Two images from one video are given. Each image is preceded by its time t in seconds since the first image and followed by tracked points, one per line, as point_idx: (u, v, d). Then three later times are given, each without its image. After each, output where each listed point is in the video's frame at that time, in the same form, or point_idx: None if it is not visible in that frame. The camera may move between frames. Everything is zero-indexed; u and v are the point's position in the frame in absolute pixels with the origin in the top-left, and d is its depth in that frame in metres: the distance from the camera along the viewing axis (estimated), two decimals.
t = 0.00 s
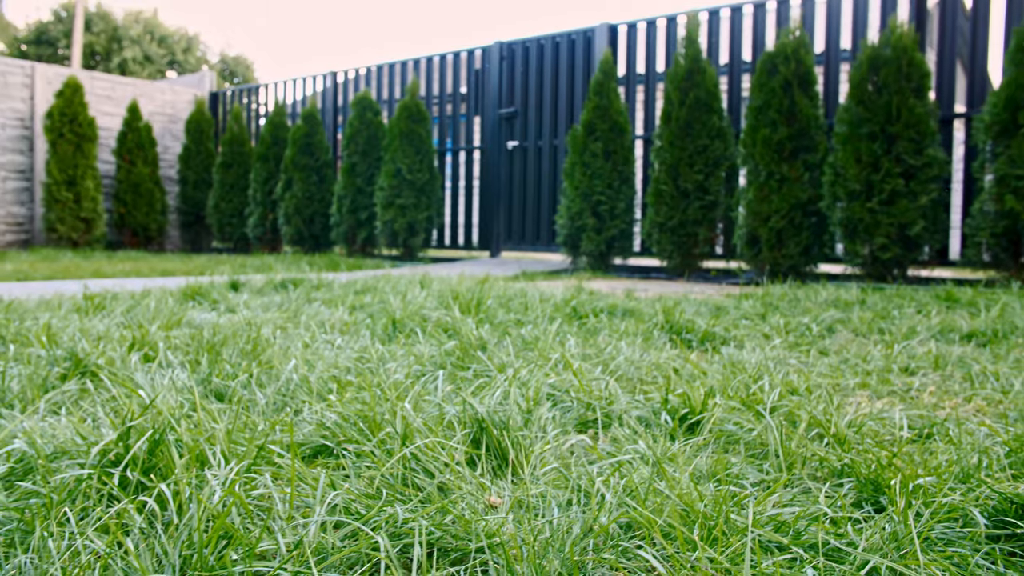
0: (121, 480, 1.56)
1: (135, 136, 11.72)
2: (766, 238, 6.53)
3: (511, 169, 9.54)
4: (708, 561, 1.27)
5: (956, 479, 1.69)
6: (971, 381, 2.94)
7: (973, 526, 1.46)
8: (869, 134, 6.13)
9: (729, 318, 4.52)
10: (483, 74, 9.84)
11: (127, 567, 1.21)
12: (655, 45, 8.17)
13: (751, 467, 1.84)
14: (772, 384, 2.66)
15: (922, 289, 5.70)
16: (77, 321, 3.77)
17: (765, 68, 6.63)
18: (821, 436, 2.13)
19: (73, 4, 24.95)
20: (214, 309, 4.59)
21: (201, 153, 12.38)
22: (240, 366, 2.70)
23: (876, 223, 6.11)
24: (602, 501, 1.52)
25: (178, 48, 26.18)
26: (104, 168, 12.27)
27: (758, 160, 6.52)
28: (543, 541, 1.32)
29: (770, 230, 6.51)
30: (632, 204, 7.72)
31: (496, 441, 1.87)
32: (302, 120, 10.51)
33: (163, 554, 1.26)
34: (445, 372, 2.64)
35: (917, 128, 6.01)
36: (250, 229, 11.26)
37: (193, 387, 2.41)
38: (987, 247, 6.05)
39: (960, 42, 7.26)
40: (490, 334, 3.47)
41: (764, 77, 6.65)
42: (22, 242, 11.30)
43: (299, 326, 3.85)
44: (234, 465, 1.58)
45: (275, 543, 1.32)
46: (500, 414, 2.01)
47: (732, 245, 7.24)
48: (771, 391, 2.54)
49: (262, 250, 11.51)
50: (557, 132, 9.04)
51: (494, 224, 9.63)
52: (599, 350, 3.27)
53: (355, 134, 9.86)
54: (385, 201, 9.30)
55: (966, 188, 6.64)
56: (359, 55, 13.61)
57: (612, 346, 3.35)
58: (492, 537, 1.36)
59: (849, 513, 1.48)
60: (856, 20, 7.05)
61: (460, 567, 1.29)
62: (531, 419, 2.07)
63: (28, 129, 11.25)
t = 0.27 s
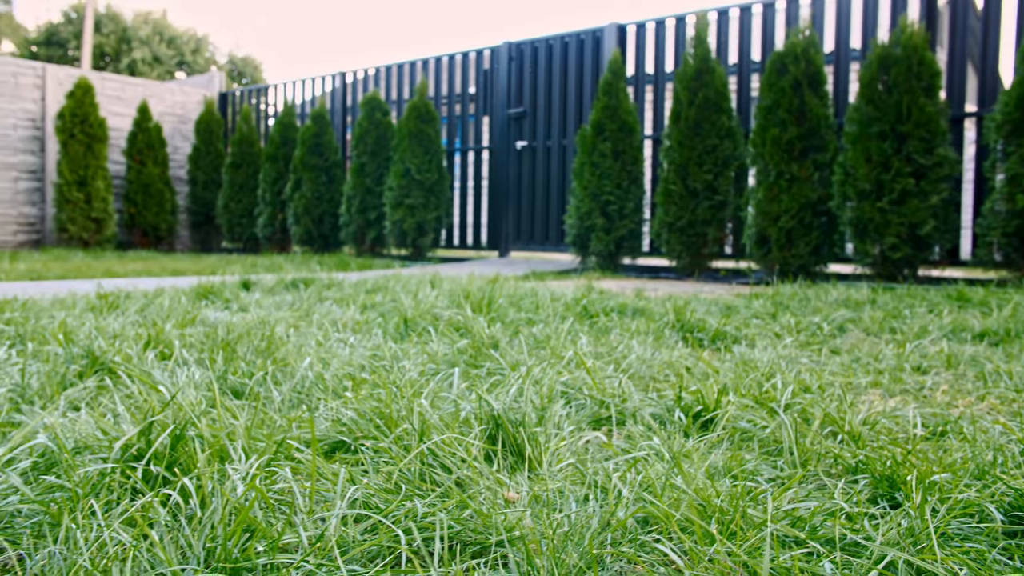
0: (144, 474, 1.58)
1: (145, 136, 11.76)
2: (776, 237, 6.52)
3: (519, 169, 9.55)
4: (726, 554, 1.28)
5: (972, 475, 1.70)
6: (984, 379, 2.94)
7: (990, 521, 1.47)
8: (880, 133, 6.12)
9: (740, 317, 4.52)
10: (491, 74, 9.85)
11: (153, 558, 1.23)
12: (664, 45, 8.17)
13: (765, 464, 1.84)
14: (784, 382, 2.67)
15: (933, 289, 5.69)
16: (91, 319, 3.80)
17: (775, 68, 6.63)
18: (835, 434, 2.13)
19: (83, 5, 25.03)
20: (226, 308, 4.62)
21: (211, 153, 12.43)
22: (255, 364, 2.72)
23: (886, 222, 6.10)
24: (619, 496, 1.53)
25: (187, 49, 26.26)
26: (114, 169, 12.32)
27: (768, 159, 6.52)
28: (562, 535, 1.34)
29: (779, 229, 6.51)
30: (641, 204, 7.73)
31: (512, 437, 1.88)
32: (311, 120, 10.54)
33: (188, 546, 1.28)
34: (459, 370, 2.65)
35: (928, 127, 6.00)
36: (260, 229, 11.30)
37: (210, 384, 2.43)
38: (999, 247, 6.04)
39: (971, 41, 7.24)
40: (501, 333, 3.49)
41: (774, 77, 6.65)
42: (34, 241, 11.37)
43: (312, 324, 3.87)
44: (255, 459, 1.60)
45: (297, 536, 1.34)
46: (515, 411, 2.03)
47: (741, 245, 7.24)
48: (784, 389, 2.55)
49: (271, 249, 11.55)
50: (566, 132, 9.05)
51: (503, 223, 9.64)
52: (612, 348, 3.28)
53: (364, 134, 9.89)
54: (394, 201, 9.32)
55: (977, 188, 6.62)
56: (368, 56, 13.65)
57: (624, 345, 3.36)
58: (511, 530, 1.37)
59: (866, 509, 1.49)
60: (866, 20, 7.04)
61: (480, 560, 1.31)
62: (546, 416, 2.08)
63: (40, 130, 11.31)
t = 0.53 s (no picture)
0: (166, 469, 1.61)
1: (157, 136, 11.82)
2: (788, 237, 6.51)
3: (530, 168, 9.55)
4: (745, 549, 1.29)
5: (989, 473, 1.70)
6: (999, 379, 2.93)
7: (1008, 518, 1.47)
8: (893, 132, 6.10)
9: (752, 316, 4.52)
10: (502, 74, 9.86)
11: (178, 551, 1.25)
12: (675, 44, 8.17)
13: (781, 461, 1.85)
14: (799, 381, 2.68)
15: (946, 288, 5.67)
16: (107, 318, 3.83)
17: (786, 67, 6.62)
18: (851, 432, 2.14)
19: (95, 7, 25.11)
20: (240, 307, 4.64)
21: (222, 154, 12.48)
22: (271, 362, 2.74)
23: (899, 221, 6.08)
24: (637, 492, 1.54)
25: (198, 50, 26.35)
26: (127, 169, 12.38)
27: (780, 159, 6.51)
28: (582, 530, 1.35)
29: (791, 229, 6.50)
30: (652, 203, 7.72)
31: (529, 434, 1.89)
32: (322, 120, 10.57)
33: (212, 540, 1.30)
34: (473, 368, 2.66)
35: (941, 126, 5.97)
36: (271, 229, 11.35)
37: (227, 381, 2.45)
38: (1013, 246, 6.01)
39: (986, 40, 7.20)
40: (515, 331, 3.50)
41: (785, 76, 6.63)
42: (47, 242, 11.44)
43: (326, 323, 3.89)
44: (276, 455, 1.62)
45: (319, 531, 1.35)
46: (531, 408, 2.04)
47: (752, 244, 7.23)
48: (799, 387, 2.55)
49: (282, 250, 11.59)
50: (576, 131, 9.05)
51: (514, 223, 9.65)
52: (625, 347, 3.28)
53: (375, 134, 9.92)
54: (405, 201, 9.35)
55: (991, 187, 6.60)
56: (378, 57, 13.68)
57: (637, 344, 3.37)
58: (531, 525, 1.39)
59: (884, 506, 1.49)
60: (878, 19, 7.02)
61: (500, 554, 1.32)
62: (562, 414, 2.09)
63: (53, 131, 11.38)
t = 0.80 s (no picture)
0: (184, 465, 1.63)
1: (168, 137, 11.87)
2: (799, 236, 6.50)
3: (540, 168, 9.55)
4: (761, 544, 1.29)
5: (1006, 471, 1.69)
6: (1013, 378, 2.92)
7: None
8: (904, 131, 6.08)
9: (764, 316, 4.51)
10: (512, 74, 9.86)
11: (198, 545, 1.26)
12: (685, 43, 8.16)
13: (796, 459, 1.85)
14: (812, 379, 2.68)
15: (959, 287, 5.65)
16: (121, 317, 3.85)
17: (797, 66, 6.60)
18: (865, 429, 2.13)
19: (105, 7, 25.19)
20: (252, 305, 4.66)
21: (233, 154, 12.52)
22: (284, 360, 2.75)
23: (911, 221, 6.06)
24: (652, 488, 1.55)
25: (208, 51, 26.43)
26: (138, 169, 12.44)
27: (791, 158, 6.49)
28: (599, 525, 1.35)
29: (802, 228, 6.48)
30: (662, 203, 7.72)
31: (543, 431, 1.90)
32: (332, 120, 10.60)
33: (230, 535, 1.31)
34: (486, 366, 2.67)
35: (954, 125, 5.94)
36: (281, 229, 11.39)
37: (241, 379, 2.47)
38: None
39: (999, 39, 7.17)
40: (526, 330, 3.50)
41: (796, 75, 6.61)
42: (59, 242, 11.50)
43: (338, 321, 3.90)
44: (292, 451, 1.63)
45: (336, 526, 1.36)
46: (545, 405, 2.04)
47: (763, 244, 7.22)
48: (812, 385, 2.55)
49: (293, 249, 11.63)
50: (586, 131, 9.05)
51: (524, 223, 9.64)
52: (637, 346, 3.28)
53: (385, 134, 9.93)
54: (415, 200, 9.37)
55: (1004, 187, 6.56)
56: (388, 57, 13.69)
57: (649, 343, 3.37)
58: (548, 521, 1.39)
59: (900, 503, 1.49)
60: (890, 18, 7.00)
61: (517, 549, 1.33)
62: (576, 411, 2.09)
63: (65, 131, 11.45)
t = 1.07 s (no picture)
0: (203, 457, 1.64)
1: (181, 136, 11.92)
2: (812, 235, 6.48)
3: (552, 167, 9.54)
4: (778, 536, 1.29)
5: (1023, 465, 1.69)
6: None
7: None
8: (918, 130, 6.05)
9: (777, 314, 4.50)
10: (524, 73, 9.86)
11: (219, 536, 1.27)
12: (698, 42, 8.15)
13: (811, 454, 1.85)
14: (827, 376, 2.67)
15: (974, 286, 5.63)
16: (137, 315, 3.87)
17: (810, 65, 6.58)
18: (881, 425, 2.13)
19: (119, 8, 25.31)
20: (266, 303, 4.68)
21: (246, 153, 12.57)
22: (300, 356, 2.76)
23: (925, 220, 6.04)
24: (669, 481, 1.55)
25: (220, 52, 26.53)
26: (151, 168, 12.50)
27: (804, 157, 6.47)
28: (616, 517, 1.36)
29: (815, 228, 6.47)
30: (675, 202, 7.70)
31: (559, 426, 1.90)
32: (345, 120, 10.62)
33: (250, 525, 1.32)
34: (500, 363, 2.67)
35: (968, 123, 5.90)
36: (293, 229, 11.43)
37: (257, 374, 2.48)
38: None
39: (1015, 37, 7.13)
40: (539, 327, 3.51)
41: (810, 74, 6.58)
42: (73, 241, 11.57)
43: (352, 319, 3.92)
44: (310, 444, 1.64)
45: (355, 517, 1.37)
46: (561, 400, 2.05)
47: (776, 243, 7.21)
48: (827, 381, 2.55)
49: (305, 249, 11.67)
50: (599, 130, 9.04)
51: (536, 223, 9.63)
52: (651, 344, 3.28)
53: (397, 134, 9.95)
54: (427, 200, 9.39)
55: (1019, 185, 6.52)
56: (400, 57, 13.71)
57: (663, 340, 3.37)
58: (566, 513, 1.40)
59: (917, 497, 1.49)
60: (904, 15, 6.97)
61: (535, 541, 1.33)
62: (591, 407, 2.10)
63: (79, 131, 11.52)
